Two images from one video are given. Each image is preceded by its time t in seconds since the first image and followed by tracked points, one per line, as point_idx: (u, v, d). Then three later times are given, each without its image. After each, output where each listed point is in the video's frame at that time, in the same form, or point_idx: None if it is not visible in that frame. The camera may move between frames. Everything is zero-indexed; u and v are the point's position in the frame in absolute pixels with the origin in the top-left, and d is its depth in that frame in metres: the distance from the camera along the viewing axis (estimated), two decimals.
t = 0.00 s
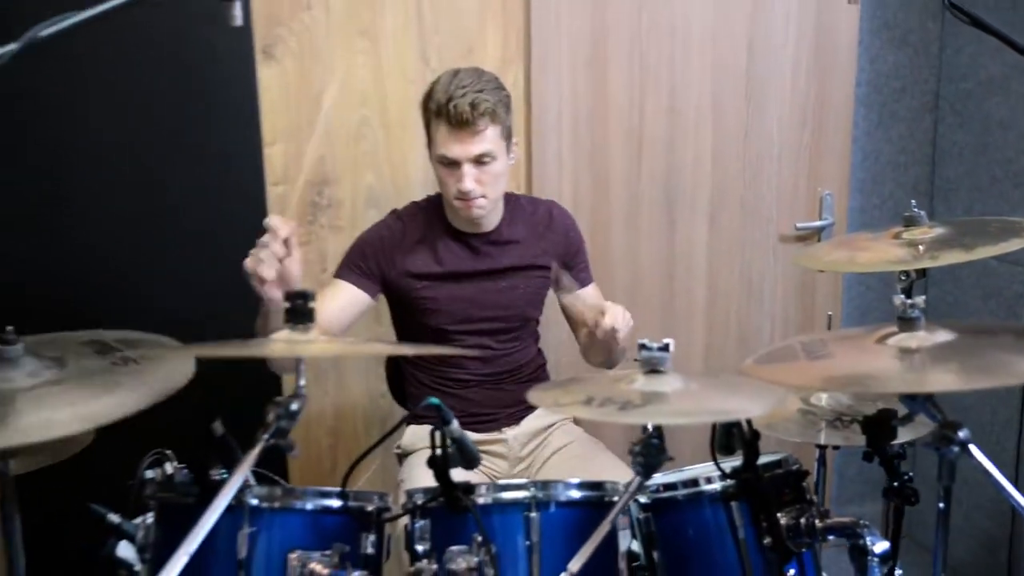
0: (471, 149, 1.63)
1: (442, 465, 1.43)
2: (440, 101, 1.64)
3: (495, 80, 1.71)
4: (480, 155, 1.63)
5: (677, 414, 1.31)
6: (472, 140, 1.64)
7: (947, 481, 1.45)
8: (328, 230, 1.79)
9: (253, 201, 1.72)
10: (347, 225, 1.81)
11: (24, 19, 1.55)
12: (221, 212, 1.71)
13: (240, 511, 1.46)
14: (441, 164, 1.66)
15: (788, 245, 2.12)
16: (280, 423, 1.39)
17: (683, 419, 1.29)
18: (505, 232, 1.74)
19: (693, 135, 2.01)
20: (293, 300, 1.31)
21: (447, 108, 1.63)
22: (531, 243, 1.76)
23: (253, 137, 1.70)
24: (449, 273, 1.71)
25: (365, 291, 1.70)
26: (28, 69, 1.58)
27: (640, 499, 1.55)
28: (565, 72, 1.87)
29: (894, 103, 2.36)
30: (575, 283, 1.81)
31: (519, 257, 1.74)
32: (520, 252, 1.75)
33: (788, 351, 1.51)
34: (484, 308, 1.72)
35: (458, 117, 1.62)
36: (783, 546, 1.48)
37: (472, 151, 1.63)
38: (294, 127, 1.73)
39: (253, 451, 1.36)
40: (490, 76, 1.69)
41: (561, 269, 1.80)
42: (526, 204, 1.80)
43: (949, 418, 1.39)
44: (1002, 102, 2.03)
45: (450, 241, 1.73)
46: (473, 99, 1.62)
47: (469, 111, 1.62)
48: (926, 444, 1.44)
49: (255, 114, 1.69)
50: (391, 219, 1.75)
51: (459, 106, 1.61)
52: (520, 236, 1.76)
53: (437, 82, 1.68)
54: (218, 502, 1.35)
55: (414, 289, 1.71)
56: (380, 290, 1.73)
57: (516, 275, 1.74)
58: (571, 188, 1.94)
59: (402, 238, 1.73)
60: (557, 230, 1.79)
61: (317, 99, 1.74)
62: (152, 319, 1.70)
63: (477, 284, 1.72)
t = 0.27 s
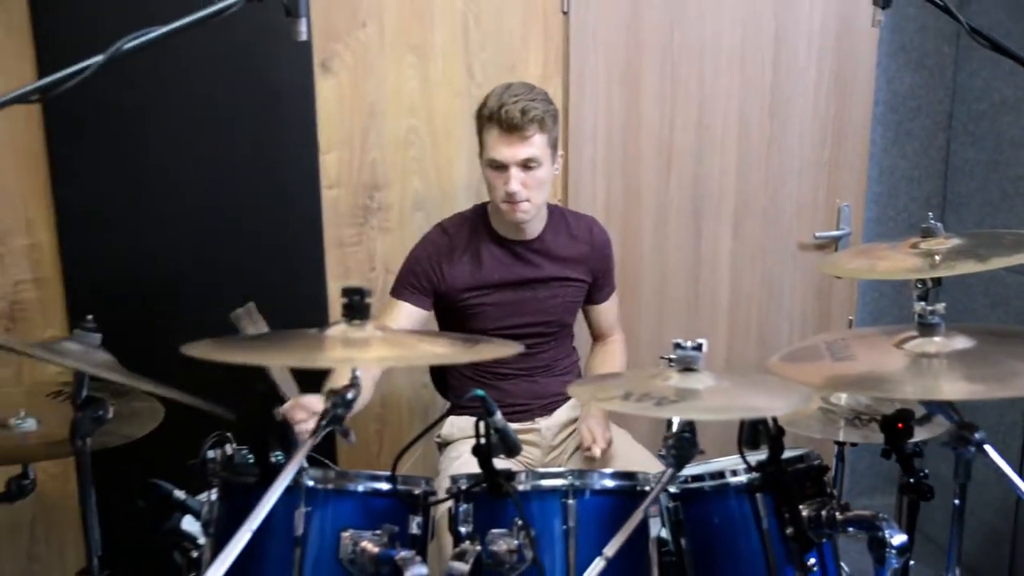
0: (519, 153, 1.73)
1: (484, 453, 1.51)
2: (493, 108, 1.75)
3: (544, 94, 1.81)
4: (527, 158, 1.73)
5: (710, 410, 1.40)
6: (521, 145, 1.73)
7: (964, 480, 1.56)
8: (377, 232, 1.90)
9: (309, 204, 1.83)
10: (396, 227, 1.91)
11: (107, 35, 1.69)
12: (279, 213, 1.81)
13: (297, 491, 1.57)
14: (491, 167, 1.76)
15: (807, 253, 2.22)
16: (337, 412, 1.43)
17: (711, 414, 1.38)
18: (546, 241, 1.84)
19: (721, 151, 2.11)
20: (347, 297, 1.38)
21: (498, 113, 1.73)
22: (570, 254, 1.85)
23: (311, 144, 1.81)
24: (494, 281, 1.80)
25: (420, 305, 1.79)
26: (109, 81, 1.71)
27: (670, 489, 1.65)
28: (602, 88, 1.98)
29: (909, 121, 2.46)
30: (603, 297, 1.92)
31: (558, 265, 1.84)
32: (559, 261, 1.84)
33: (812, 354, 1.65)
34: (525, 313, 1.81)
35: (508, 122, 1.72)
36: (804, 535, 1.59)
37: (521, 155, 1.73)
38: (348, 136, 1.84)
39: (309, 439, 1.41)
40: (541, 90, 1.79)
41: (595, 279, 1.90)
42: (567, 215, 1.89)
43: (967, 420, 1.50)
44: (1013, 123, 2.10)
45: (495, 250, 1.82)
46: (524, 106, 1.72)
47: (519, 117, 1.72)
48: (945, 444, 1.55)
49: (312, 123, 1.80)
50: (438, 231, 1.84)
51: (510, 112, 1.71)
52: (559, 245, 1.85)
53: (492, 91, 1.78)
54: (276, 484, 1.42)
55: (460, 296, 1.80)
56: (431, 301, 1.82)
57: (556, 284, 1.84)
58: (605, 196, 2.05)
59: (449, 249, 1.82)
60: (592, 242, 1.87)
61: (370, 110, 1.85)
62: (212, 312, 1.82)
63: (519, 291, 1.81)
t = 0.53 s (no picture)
0: (545, 161, 1.72)
1: (522, 448, 1.52)
2: (519, 115, 1.75)
3: (574, 99, 1.80)
4: (551, 166, 1.72)
5: (750, 412, 1.41)
6: (546, 153, 1.73)
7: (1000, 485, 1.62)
8: (418, 231, 1.94)
9: (351, 202, 1.86)
10: (435, 226, 1.95)
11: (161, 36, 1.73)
12: (323, 212, 1.85)
13: (338, 484, 1.59)
14: (519, 173, 1.76)
15: (839, 257, 2.22)
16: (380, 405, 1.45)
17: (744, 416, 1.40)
18: (577, 240, 1.85)
19: (755, 154, 2.12)
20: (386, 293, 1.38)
21: (524, 121, 1.73)
22: (602, 252, 1.87)
23: (355, 144, 1.84)
24: (523, 270, 1.83)
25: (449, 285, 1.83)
26: (159, 81, 1.75)
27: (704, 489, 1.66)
28: (638, 92, 2.00)
29: (945, 128, 2.40)
30: (643, 294, 1.93)
31: (590, 262, 1.86)
32: (591, 258, 1.86)
33: (852, 358, 1.70)
34: (556, 306, 1.83)
35: (534, 130, 1.72)
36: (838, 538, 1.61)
37: (545, 162, 1.72)
38: (390, 137, 1.88)
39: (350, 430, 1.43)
40: (569, 95, 1.77)
41: (628, 277, 1.90)
42: (600, 216, 1.90)
43: (1004, 425, 1.57)
44: None
45: (528, 247, 1.84)
46: (548, 114, 1.71)
47: (544, 126, 1.71)
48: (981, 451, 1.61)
49: (355, 124, 1.84)
50: (473, 221, 1.88)
51: (535, 120, 1.71)
52: (592, 244, 1.87)
53: (520, 97, 1.78)
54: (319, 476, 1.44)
55: (492, 284, 1.83)
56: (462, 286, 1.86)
57: (587, 280, 1.85)
58: (640, 198, 2.07)
59: (482, 238, 1.86)
60: (624, 240, 1.88)
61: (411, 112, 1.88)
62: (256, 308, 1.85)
63: (550, 285, 1.83)
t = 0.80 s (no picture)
0: (590, 150, 1.77)
1: (558, 435, 1.54)
2: (563, 107, 1.79)
3: (611, 94, 1.85)
4: (597, 155, 1.76)
5: (780, 398, 1.45)
6: (591, 142, 1.77)
7: None
8: (454, 224, 2.01)
9: (389, 197, 1.93)
10: (471, 220, 2.01)
11: (205, 40, 1.80)
12: (364, 207, 1.92)
13: (382, 470, 1.65)
14: (562, 164, 1.80)
15: (865, 245, 2.25)
16: (420, 394, 1.47)
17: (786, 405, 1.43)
18: (612, 232, 1.91)
19: (781, 147, 2.16)
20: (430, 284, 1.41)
21: (569, 112, 1.78)
22: (636, 244, 1.92)
23: (393, 141, 1.91)
24: (566, 271, 1.87)
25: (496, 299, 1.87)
26: (204, 84, 1.81)
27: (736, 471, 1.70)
28: (666, 88, 2.05)
29: (968, 117, 2.42)
30: (666, 285, 1.98)
31: (626, 255, 1.90)
32: (628, 251, 1.91)
33: (879, 343, 1.74)
34: (594, 300, 1.88)
35: (580, 120, 1.76)
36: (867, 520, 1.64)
37: (591, 151, 1.76)
38: (426, 133, 1.94)
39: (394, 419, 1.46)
40: (608, 89, 1.83)
41: (660, 267, 1.96)
42: (633, 208, 1.95)
43: None
44: None
45: (566, 243, 1.89)
46: (594, 104, 1.76)
47: (591, 115, 1.75)
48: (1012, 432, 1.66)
49: (392, 123, 1.90)
50: (510, 227, 1.93)
51: (581, 110, 1.75)
52: (626, 237, 1.92)
53: (561, 91, 1.83)
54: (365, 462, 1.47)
55: (535, 287, 1.87)
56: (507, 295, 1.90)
57: (625, 273, 1.90)
58: (669, 190, 2.12)
59: (522, 240, 1.91)
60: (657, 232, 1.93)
61: (446, 109, 1.94)
62: (301, 300, 1.93)
63: (590, 280, 1.88)
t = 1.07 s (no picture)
0: (602, 148, 1.81)
1: (578, 426, 1.57)
2: (577, 106, 1.83)
3: (626, 91, 1.88)
4: (609, 153, 1.80)
5: (795, 392, 1.47)
6: (604, 140, 1.81)
7: None
8: (476, 219, 2.06)
9: (413, 193, 1.98)
10: (493, 215, 2.06)
11: (234, 41, 1.85)
12: (389, 202, 1.97)
13: (406, 459, 1.69)
14: (577, 161, 1.85)
15: (879, 240, 2.28)
16: (444, 386, 1.51)
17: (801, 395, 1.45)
18: (629, 222, 1.94)
19: (797, 141, 2.19)
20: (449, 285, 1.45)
21: (582, 111, 1.81)
22: (653, 232, 1.95)
23: (417, 139, 1.96)
24: (583, 258, 1.91)
25: (506, 267, 1.91)
26: (234, 83, 1.87)
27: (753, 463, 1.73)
28: (684, 85, 2.08)
29: (983, 114, 2.44)
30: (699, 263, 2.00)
31: (643, 244, 1.94)
32: (643, 239, 1.94)
33: (895, 338, 1.77)
34: (611, 287, 1.92)
35: (592, 119, 1.80)
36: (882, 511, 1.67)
37: (603, 149, 1.80)
38: (450, 131, 1.99)
39: (418, 409, 1.50)
40: (623, 86, 1.86)
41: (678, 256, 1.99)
42: (650, 199, 1.99)
43: None
44: None
45: (585, 231, 1.93)
46: (605, 103, 1.79)
47: (602, 114, 1.79)
48: None
49: (416, 121, 1.95)
50: (533, 211, 1.97)
51: (592, 109, 1.79)
52: (642, 227, 1.96)
53: (576, 90, 1.86)
54: (389, 450, 1.52)
55: (552, 269, 1.92)
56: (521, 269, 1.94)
57: (640, 260, 1.93)
58: (686, 185, 2.16)
59: (543, 226, 1.95)
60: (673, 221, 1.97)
61: (469, 108, 1.99)
62: (326, 291, 1.99)
63: (607, 268, 1.92)
